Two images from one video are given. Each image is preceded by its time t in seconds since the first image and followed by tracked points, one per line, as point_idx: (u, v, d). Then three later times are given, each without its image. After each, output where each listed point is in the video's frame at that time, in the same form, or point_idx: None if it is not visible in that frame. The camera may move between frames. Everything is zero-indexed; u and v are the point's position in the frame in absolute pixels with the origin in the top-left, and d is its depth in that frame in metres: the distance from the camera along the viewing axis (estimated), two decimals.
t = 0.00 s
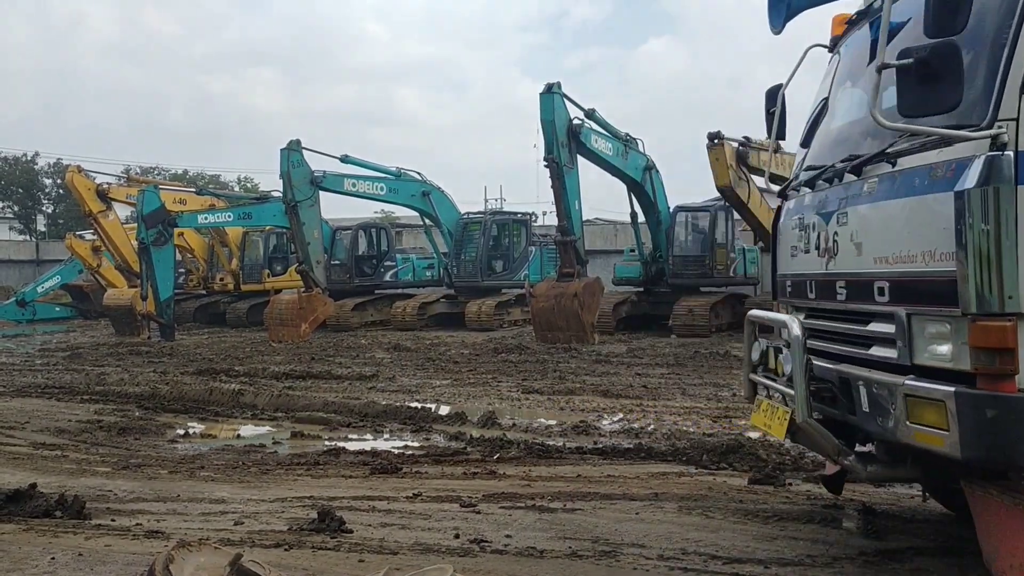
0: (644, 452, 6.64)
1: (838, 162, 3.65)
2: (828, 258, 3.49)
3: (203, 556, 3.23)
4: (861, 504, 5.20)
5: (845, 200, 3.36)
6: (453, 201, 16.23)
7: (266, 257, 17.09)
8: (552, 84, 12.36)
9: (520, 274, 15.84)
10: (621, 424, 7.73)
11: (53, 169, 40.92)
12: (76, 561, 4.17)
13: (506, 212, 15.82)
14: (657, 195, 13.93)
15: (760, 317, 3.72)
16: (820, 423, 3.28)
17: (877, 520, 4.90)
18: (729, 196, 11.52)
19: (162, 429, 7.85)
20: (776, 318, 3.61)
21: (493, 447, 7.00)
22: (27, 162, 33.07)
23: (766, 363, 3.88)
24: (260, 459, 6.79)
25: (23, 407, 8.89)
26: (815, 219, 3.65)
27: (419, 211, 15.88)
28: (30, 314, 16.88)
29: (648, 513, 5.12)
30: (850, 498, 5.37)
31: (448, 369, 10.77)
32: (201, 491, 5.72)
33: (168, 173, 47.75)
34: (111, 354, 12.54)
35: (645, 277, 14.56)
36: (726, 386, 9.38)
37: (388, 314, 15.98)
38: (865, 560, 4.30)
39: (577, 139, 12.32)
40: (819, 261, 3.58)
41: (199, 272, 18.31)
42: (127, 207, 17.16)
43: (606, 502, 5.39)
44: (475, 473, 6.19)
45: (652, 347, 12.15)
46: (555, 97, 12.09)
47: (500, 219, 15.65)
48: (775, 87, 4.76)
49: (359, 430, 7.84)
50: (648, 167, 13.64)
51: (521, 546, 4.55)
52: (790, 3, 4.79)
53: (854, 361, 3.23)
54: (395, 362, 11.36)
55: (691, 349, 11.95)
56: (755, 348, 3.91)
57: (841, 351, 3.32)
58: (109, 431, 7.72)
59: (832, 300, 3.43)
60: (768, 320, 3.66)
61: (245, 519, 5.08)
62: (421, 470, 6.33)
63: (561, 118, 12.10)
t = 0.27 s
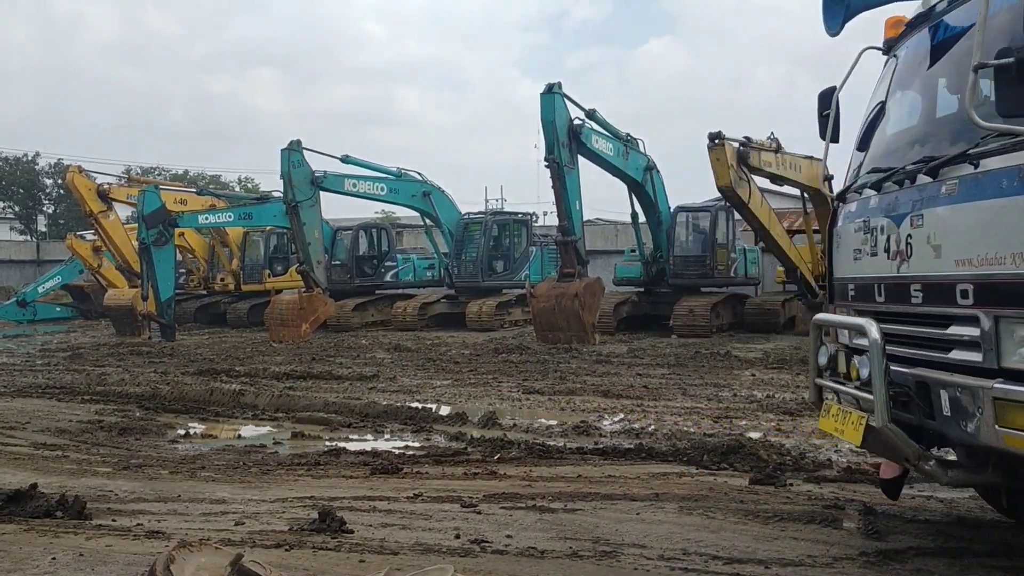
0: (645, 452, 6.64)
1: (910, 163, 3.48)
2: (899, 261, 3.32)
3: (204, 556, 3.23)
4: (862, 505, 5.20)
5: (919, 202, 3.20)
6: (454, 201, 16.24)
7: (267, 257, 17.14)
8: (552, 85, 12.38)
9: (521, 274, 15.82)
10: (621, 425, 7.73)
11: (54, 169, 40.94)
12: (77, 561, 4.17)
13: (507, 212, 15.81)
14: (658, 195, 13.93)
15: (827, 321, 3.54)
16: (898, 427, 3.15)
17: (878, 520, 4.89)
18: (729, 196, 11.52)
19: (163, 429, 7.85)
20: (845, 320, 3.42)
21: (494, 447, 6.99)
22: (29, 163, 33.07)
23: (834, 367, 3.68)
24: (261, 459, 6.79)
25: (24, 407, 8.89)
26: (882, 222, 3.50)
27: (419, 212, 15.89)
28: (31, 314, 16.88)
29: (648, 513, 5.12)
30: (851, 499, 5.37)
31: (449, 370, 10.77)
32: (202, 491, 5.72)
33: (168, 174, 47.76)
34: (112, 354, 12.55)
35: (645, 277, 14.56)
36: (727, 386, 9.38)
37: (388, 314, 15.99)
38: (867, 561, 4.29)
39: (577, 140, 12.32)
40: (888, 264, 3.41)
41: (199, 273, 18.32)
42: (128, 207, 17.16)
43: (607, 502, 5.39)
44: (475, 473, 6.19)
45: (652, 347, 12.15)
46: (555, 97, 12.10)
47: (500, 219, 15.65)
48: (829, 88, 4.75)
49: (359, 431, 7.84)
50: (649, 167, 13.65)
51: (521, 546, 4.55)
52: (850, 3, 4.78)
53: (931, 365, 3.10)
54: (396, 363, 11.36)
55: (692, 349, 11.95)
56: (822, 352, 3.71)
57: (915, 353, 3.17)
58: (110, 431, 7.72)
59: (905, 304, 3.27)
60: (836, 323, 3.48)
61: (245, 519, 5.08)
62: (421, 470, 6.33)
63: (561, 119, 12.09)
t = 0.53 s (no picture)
0: (645, 453, 6.64)
1: (981, 169, 3.41)
2: (972, 266, 3.26)
3: (204, 557, 3.24)
4: (864, 505, 5.21)
5: (995, 207, 3.15)
6: (455, 201, 16.24)
7: (268, 257, 17.18)
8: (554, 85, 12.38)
9: (521, 274, 15.81)
10: (622, 425, 7.72)
11: (55, 170, 40.85)
12: (78, 561, 4.17)
13: (507, 212, 15.80)
14: (660, 195, 13.93)
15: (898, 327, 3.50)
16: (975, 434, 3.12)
17: (880, 521, 4.89)
18: (732, 198, 11.43)
19: (164, 430, 7.84)
20: (917, 326, 3.40)
21: (495, 448, 6.99)
22: (29, 163, 33.07)
23: (903, 372, 3.64)
24: (262, 459, 6.79)
25: (26, 407, 8.90)
26: (949, 226, 3.44)
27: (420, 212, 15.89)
28: (32, 316, 16.93)
29: (650, 514, 5.11)
30: (853, 499, 5.37)
31: (450, 370, 10.77)
32: (202, 492, 5.72)
33: (169, 174, 47.78)
34: (113, 355, 12.53)
35: (646, 277, 14.58)
36: (727, 386, 9.38)
37: (389, 315, 16.00)
38: (869, 561, 4.30)
39: (578, 140, 12.33)
40: (961, 268, 3.33)
41: (200, 273, 18.30)
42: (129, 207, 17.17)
43: (606, 502, 5.39)
44: (476, 473, 6.19)
45: (653, 347, 12.16)
46: (556, 97, 12.10)
47: (501, 219, 15.65)
48: (884, 92, 4.74)
49: (360, 431, 7.84)
50: (649, 167, 13.65)
51: (522, 546, 4.55)
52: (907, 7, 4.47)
53: (1009, 371, 3.04)
54: (397, 363, 11.36)
55: (693, 350, 11.96)
56: (890, 358, 3.68)
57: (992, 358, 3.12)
58: (111, 432, 7.71)
59: (979, 310, 3.20)
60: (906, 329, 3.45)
61: (246, 519, 5.08)
62: (423, 470, 6.33)
63: (562, 119, 12.09)
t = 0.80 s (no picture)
0: (646, 453, 6.65)
1: None
2: None
3: (206, 558, 3.26)
4: (864, 505, 5.22)
5: None
6: (455, 201, 16.25)
7: (268, 257, 17.18)
8: (554, 86, 12.40)
9: (522, 275, 15.80)
10: (622, 425, 7.72)
11: (55, 171, 40.86)
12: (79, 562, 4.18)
13: (508, 213, 15.81)
14: (660, 195, 13.94)
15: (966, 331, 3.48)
16: None
17: (880, 521, 4.90)
18: (732, 198, 11.43)
19: (164, 431, 7.84)
20: (990, 331, 3.35)
21: (495, 448, 7.00)
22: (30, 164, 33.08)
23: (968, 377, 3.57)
24: (262, 460, 6.79)
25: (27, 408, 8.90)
26: (1015, 230, 3.34)
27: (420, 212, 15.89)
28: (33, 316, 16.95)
29: (651, 515, 5.12)
30: (853, 499, 5.38)
31: (451, 370, 10.78)
32: (203, 492, 5.73)
33: (169, 175, 47.81)
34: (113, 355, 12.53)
35: (646, 278, 14.57)
36: (728, 386, 9.39)
37: (389, 315, 16.01)
38: (869, 561, 4.30)
39: (578, 140, 12.34)
40: None
41: (201, 273, 18.29)
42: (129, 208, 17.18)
43: (606, 503, 5.40)
44: (476, 474, 6.20)
45: (653, 348, 12.17)
46: (556, 98, 12.11)
47: (501, 220, 15.66)
48: (935, 96, 4.71)
49: (361, 431, 7.85)
50: (649, 167, 13.66)
51: (523, 547, 4.55)
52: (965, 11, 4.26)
53: None
54: (397, 363, 11.37)
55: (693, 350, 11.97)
56: (956, 361, 3.60)
57: None
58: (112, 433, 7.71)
59: None
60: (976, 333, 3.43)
61: (248, 520, 5.08)
62: (423, 470, 6.34)
63: (562, 119, 12.10)
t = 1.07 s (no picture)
0: (647, 453, 6.65)
1: None
2: None
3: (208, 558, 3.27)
4: (864, 505, 5.22)
5: None
6: (455, 201, 16.27)
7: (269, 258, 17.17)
8: (555, 86, 12.41)
9: (522, 275, 15.80)
10: (623, 426, 7.72)
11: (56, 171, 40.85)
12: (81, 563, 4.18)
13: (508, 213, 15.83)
14: (661, 195, 13.96)
15: None
16: None
17: (881, 521, 4.90)
18: (733, 199, 11.41)
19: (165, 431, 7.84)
20: None
21: (496, 448, 7.00)
22: (30, 163, 33.06)
23: None
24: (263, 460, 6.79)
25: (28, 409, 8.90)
26: None
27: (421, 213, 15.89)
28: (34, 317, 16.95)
29: (652, 515, 5.11)
30: (854, 499, 5.38)
31: (452, 371, 10.78)
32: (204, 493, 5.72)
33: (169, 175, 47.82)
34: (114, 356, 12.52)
35: (647, 278, 14.60)
36: (729, 387, 9.39)
37: (390, 315, 16.00)
38: (869, 561, 4.30)
39: (579, 140, 12.35)
40: None
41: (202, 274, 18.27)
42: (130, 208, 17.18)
43: (607, 503, 5.40)
44: (477, 474, 6.21)
45: (654, 348, 12.17)
46: (557, 98, 12.12)
47: (501, 220, 15.68)
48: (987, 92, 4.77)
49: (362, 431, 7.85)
50: (650, 167, 13.66)
51: (524, 547, 4.56)
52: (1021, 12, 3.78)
53: None
54: (398, 364, 11.37)
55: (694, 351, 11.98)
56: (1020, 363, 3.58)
57: None
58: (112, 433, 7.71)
59: None
60: None
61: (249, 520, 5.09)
62: (424, 471, 6.34)
63: (563, 119, 12.11)
